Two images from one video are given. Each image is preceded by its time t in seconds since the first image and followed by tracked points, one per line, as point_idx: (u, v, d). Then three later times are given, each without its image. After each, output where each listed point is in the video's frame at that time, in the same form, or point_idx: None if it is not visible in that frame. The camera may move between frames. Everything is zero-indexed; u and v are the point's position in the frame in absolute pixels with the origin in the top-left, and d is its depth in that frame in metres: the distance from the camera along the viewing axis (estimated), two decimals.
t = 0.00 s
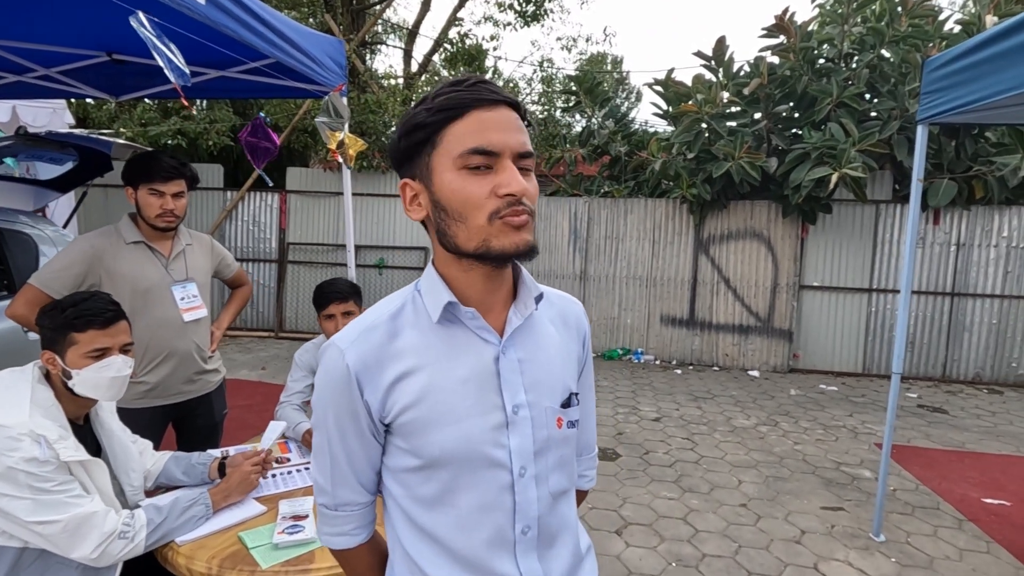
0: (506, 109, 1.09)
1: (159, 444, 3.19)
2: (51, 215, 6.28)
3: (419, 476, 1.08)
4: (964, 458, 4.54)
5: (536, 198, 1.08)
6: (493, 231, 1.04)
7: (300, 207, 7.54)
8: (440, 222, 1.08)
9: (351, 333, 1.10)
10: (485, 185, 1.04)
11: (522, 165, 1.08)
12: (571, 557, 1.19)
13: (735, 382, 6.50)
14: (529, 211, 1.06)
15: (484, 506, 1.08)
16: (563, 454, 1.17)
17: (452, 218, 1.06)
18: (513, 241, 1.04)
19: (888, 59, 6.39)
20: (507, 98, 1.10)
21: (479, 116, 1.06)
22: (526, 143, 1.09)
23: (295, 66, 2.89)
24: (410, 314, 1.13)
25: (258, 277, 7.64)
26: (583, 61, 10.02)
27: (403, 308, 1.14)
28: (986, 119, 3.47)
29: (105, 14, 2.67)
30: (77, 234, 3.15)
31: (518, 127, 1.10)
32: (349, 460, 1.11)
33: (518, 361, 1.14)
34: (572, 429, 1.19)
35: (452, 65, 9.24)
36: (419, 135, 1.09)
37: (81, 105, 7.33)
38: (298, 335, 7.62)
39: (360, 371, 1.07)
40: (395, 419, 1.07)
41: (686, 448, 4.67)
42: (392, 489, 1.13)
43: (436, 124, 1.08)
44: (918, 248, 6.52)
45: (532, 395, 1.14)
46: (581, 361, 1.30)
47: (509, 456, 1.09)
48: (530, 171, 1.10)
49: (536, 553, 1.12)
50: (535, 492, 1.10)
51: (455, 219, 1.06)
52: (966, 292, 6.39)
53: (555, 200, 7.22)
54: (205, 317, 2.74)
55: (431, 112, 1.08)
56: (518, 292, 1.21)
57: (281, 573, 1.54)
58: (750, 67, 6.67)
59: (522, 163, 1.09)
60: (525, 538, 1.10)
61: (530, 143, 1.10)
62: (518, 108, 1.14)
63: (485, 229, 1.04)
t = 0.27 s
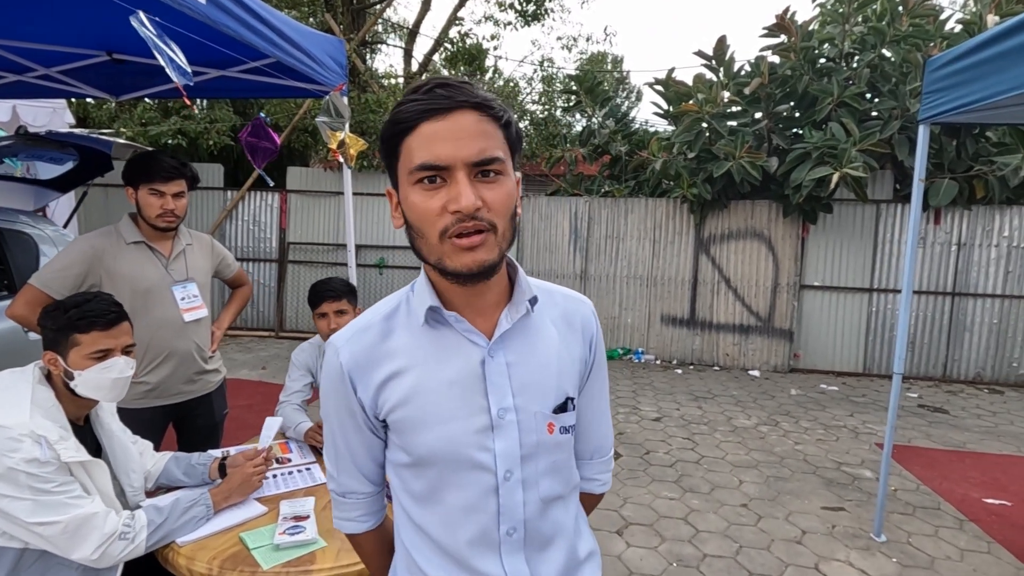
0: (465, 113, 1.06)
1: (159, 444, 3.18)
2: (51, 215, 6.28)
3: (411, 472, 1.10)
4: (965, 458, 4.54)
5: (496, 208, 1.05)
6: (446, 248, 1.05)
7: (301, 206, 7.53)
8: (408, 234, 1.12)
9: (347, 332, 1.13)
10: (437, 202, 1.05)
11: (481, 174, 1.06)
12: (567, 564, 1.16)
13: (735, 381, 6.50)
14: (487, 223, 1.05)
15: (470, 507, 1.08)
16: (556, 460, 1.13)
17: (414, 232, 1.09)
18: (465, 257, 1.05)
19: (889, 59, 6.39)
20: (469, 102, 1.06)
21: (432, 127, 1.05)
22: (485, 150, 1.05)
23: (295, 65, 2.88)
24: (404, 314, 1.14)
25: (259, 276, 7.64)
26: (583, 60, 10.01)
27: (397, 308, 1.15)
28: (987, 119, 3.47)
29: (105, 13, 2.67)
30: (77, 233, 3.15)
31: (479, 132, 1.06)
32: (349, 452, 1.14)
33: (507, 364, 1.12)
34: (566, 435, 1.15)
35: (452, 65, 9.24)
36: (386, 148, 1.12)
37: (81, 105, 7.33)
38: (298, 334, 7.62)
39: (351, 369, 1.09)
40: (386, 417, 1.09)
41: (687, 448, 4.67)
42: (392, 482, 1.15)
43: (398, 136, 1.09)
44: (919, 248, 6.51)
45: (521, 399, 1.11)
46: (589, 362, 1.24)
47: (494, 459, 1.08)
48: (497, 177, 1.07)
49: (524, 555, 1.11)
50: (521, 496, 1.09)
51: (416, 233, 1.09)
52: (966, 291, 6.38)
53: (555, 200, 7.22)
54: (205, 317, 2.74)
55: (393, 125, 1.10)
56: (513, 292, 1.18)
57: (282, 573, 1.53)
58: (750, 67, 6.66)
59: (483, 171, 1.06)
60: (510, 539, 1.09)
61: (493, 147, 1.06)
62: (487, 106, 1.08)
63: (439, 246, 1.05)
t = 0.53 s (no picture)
0: (454, 111, 1.04)
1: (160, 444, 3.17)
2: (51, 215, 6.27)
3: (412, 468, 1.10)
4: (967, 458, 4.53)
5: (489, 209, 1.04)
6: (437, 251, 1.05)
7: (301, 206, 7.52)
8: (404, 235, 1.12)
9: (352, 328, 1.14)
10: (428, 203, 1.04)
11: (472, 174, 1.05)
12: (569, 565, 1.14)
13: (737, 381, 6.49)
14: (478, 225, 1.04)
15: (469, 505, 1.08)
16: (557, 461, 1.11)
17: (408, 234, 1.09)
18: (457, 260, 1.04)
19: (891, 58, 6.37)
20: (459, 100, 1.05)
21: (421, 128, 1.04)
22: (475, 150, 1.03)
23: (297, 63, 2.87)
24: (406, 311, 1.14)
25: (259, 276, 7.63)
26: (584, 59, 9.99)
27: (399, 305, 1.15)
28: (991, 118, 3.45)
29: (106, 11, 2.66)
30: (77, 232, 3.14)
31: (470, 130, 1.04)
32: (354, 446, 1.15)
33: (507, 364, 1.10)
34: (568, 436, 1.12)
35: (453, 64, 9.23)
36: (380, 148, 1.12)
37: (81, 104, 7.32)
38: (299, 334, 7.61)
39: (354, 365, 1.10)
40: (387, 414, 1.09)
41: (689, 447, 4.66)
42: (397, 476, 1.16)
43: (390, 137, 1.09)
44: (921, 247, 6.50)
45: (521, 398, 1.10)
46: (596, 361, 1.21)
47: (493, 459, 1.07)
48: (490, 177, 1.06)
49: (524, 554, 1.09)
50: (520, 496, 1.08)
51: (410, 235, 1.09)
52: (968, 291, 6.37)
53: (557, 199, 7.21)
54: (206, 316, 2.73)
55: (385, 125, 1.10)
56: (517, 290, 1.16)
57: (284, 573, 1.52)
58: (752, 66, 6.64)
59: (475, 170, 1.05)
60: (509, 538, 1.08)
61: (485, 145, 1.04)
62: (479, 103, 1.06)
63: (430, 248, 1.05)
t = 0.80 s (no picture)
0: (472, 107, 1.03)
1: (161, 444, 3.17)
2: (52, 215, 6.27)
3: (416, 468, 1.10)
4: (969, 458, 4.51)
5: (504, 208, 1.03)
6: (450, 248, 1.04)
7: (302, 205, 7.52)
8: (414, 231, 1.11)
9: (357, 324, 1.13)
10: (441, 200, 1.03)
11: (488, 171, 1.04)
12: (573, 567, 1.13)
13: (738, 381, 6.48)
14: (492, 223, 1.03)
15: (473, 506, 1.07)
16: (564, 462, 1.10)
17: (418, 230, 1.08)
18: (468, 258, 1.03)
19: (893, 58, 6.36)
20: (476, 95, 1.04)
21: (436, 122, 1.03)
22: (491, 147, 1.02)
23: (298, 62, 2.86)
24: (412, 309, 1.13)
25: (260, 276, 7.63)
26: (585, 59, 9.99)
27: (406, 303, 1.14)
28: (993, 118, 3.44)
29: (107, 10, 2.65)
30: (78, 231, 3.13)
31: (486, 126, 1.03)
32: (357, 444, 1.14)
33: (515, 365, 1.09)
34: (575, 438, 1.12)
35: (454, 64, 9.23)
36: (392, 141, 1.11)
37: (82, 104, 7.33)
38: (300, 334, 7.61)
39: (359, 363, 1.09)
40: (392, 412, 1.09)
41: (690, 447, 4.65)
42: (400, 476, 1.15)
43: (403, 131, 1.08)
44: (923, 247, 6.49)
45: (529, 399, 1.09)
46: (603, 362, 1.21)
47: (499, 460, 1.06)
48: (505, 175, 1.05)
49: (528, 556, 1.09)
50: (526, 498, 1.07)
51: (420, 231, 1.08)
52: (970, 291, 6.36)
53: (557, 199, 7.20)
54: (207, 315, 2.72)
55: (398, 119, 1.08)
56: (526, 290, 1.16)
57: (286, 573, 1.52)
58: (753, 66, 6.63)
59: (491, 168, 1.04)
60: (514, 540, 1.07)
61: (502, 142, 1.04)
62: (496, 99, 1.06)
63: (442, 246, 1.04)
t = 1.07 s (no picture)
0: (499, 96, 1.04)
1: (161, 444, 3.16)
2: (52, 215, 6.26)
3: (419, 474, 1.06)
4: (972, 459, 4.50)
5: (529, 197, 1.03)
6: (478, 236, 1.01)
7: (303, 206, 7.51)
8: (430, 222, 1.07)
9: (355, 326, 1.09)
10: (470, 186, 1.01)
11: (513, 161, 1.03)
12: (578, 570, 1.12)
13: (739, 381, 6.46)
14: (520, 213, 1.02)
15: (480, 512, 1.04)
16: (571, 463, 1.10)
17: (439, 220, 1.04)
18: (497, 246, 1.01)
19: (894, 58, 6.35)
20: (503, 85, 1.05)
21: (465, 108, 1.02)
22: (520, 136, 1.03)
23: (298, 62, 2.85)
24: (414, 310, 1.11)
25: (261, 276, 7.62)
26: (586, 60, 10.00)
27: (407, 304, 1.12)
28: (995, 117, 3.43)
29: (106, 9, 2.65)
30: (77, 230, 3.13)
31: (513, 116, 1.04)
32: (355, 451, 1.11)
33: (522, 366, 1.08)
34: (581, 439, 1.12)
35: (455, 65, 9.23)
36: (410, 128, 1.08)
37: (83, 104, 7.33)
38: (300, 334, 7.60)
39: (360, 366, 1.06)
40: (394, 416, 1.06)
41: (692, 448, 4.63)
42: (398, 483, 1.12)
43: (425, 118, 1.06)
44: (925, 247, 6.48)
45: (535, 401, 1.08)
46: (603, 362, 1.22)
47: (507, 463, 1.04)
48: (528, 166, 1.05)
49: (535, 560, 1.07)
50: (534, 502, 1.05)
51: (441, 221, 1.04)
52: (972, 291, 6.35)
53: (558, 199, 7.19)
54: (206, 315, 2.71)
55: (419, 105, 1.06)
56: (530, 290, 1.15)
57: None
58: (754, 66, 6.62)
59: (516, 158, 1.04)
60: (522, 545, 1.06)
61: (526, 133, 1.04)
62: (519, 92, 1.07)
63: (468, 234, 1.01)
